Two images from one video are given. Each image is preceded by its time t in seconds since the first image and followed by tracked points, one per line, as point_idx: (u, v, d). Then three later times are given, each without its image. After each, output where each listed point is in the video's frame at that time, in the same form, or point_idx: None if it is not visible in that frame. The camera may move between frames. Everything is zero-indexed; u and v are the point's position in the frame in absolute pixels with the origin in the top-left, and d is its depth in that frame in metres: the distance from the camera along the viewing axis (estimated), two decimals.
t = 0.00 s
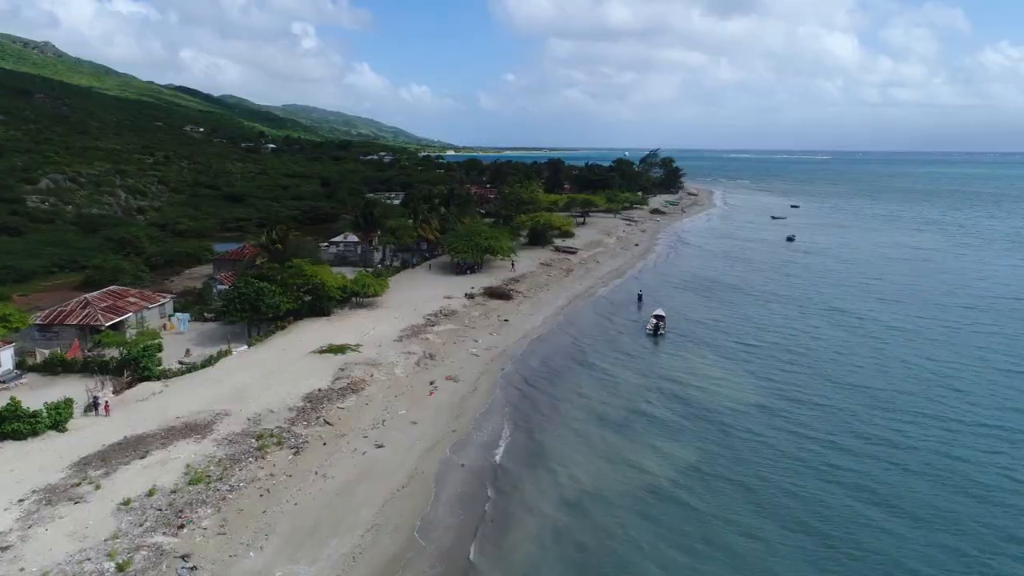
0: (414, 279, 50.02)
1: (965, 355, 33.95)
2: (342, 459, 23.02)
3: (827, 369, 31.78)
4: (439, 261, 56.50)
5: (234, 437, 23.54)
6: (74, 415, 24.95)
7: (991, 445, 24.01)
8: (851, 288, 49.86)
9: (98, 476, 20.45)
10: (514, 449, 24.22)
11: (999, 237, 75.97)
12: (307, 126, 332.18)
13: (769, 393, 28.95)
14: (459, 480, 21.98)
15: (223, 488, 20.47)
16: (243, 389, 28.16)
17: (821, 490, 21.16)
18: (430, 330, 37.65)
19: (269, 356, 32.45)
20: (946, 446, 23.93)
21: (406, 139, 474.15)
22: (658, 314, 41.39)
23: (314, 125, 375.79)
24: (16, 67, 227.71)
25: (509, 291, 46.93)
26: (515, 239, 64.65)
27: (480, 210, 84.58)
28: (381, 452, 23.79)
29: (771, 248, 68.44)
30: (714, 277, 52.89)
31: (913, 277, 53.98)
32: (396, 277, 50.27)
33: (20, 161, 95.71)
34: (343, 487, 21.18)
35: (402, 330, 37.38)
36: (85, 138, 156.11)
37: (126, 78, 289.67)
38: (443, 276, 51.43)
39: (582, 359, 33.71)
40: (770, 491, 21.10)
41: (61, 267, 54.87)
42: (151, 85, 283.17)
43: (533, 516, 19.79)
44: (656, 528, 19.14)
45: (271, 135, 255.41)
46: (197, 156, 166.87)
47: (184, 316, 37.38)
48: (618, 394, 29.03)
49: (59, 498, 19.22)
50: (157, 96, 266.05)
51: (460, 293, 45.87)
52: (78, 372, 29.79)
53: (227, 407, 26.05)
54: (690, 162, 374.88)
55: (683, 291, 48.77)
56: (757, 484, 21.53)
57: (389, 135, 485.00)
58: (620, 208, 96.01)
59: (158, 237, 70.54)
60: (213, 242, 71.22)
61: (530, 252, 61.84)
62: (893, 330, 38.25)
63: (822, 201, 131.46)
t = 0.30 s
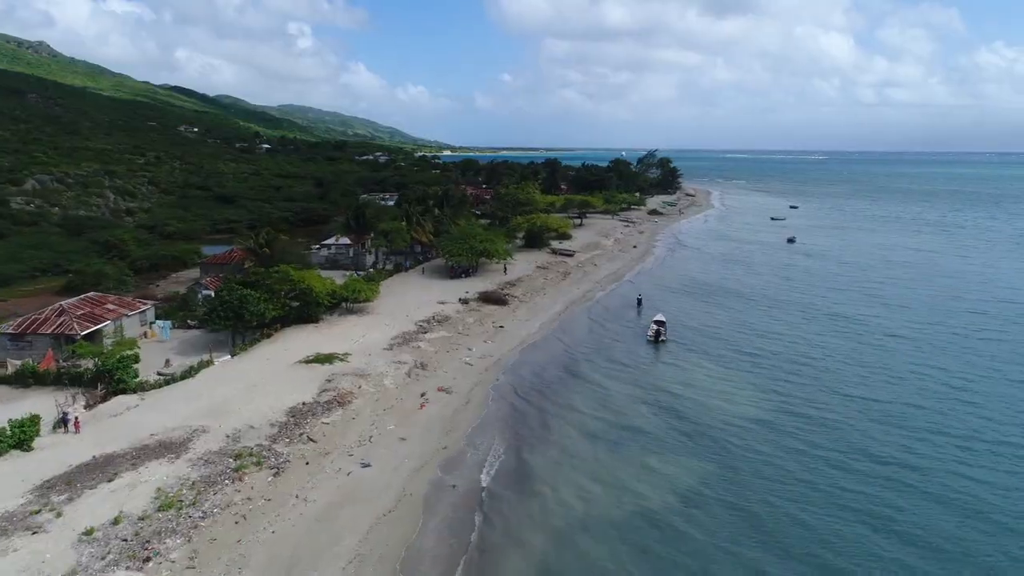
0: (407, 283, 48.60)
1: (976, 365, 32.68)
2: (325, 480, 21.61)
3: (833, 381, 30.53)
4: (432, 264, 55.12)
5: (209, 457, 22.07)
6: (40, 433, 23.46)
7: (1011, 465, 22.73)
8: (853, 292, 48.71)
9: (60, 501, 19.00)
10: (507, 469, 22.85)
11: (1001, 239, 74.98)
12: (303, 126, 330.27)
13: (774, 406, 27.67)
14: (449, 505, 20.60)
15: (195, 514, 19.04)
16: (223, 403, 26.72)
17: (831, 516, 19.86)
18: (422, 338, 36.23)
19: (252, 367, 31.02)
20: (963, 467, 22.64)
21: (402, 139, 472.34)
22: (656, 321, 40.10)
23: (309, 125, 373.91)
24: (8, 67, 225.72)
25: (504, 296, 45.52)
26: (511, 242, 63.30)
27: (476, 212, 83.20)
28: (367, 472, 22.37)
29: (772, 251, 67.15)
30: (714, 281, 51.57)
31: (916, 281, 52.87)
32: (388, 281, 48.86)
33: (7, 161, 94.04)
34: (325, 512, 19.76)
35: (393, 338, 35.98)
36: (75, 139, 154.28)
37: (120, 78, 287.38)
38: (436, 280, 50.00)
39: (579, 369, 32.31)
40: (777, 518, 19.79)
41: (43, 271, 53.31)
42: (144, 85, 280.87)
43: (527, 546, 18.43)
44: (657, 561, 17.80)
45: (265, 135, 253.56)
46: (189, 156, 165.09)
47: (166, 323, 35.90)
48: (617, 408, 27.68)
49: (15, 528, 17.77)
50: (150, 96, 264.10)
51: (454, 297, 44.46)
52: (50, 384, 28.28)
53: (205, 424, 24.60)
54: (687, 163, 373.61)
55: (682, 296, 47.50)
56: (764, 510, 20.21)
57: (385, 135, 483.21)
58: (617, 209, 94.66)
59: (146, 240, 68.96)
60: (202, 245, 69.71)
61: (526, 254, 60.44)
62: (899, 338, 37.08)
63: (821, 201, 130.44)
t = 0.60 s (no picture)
0: (402, 287, 47.15)
1: (993, 375, 31.29)
2: (309, 503, 20.16)
3: (845, 392, 29.22)
4: (428, 267, 53.69)
5: (185, 478, 20.62)
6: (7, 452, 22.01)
7: None
8: (860, 296, 47.41)
9: (20, 530, 17.55)
10: (504, 490, 21.44)
11: (1008, 240, 73.72)
12: (300, 126, 328.52)
13: (784, 421, 26.34)
14: (441, 532, 19.18)
15: (166, 544, 17.58)
16: (204, 418, 25.25)
17: (848, 545, 18.49)
18: (417, 345, 34.78)
19: (238, 378, 29.56)
20: (987, 490, 21.26)
21: (400, 139, 470.74)
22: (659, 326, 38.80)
23: (308, 125, 372.38)
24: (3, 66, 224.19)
25: (502, 301, 44.09)
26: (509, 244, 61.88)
27: (473, 213, 81.74)
28: (355, 494, 20.93)
29: (775, 253, 65.71)
30: (718, 285, 50.14)
31: (923, 284, 51.61)
32: (383, 285, 47.44)
33: None
34: (307, 541, 18.32)
35: (386, 345, 34.55)
36: (69, 138, 152.68)
37: (116, 77, 285.24)
38: (432, 284, 48.55)
39: (580, 380, 30.91)
40: (790, 548, 18.41)
41: (27, 274, 51.80)
42: (140, 84, 278.84)
43: None
44: None
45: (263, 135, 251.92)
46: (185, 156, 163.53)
47: (149, 330, 34.53)
48: (620, 422, 26.31)
49: None
50: (147, 96, 262.48)
51: (450, 302, 43.04)
52: (23, 397, 26.80)
53: (184, 441, 23.13)
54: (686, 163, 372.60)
55: (685, 300, 46.15)
56: (775, 539, 18.83)
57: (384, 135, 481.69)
58: (618, 210, 93.18)
59: (136, 242, 67.46)
60: (193, 247, 68.24)
61: (524, 257, 59.03)
62: (910, 346, 35.82)
63: (823, 202, 129.13)
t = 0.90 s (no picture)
0: (395, 291, 45.69)
1: (1011, 386, 30.01)
2: (289, 530, 18.68)
3: (857, 405, 27.92)
4: (422, 270, 52.27)
5: (156, 504, 19.13)
6: None
7: None
8: (866, 301, 46.15)
9: None
10: (499, 515, 20.00)
11: (1012, 242, 72.60)
12: (296, 126, 326.66)
13: (795, 437, 25.02)
14: (431, 564, 17.72)
15: None
16: (182, 435, 23.76)
17: None
18: (409, 354, 33.32)
19: (220, 390, 28.07)
20: (1014, 515, 19.93)
21: (397, 139, 468.91)
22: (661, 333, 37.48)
23: (304, 125, 370.55)
24: None
25: (499, 306, 42.66)
26: (506, 246, 60.50)
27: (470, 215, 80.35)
28: (339, 519, 19.44)
29: (778, 255, 64.41)
30: (721, 290, 48.80)
31: (930, 288, 50.36)
32: (376, 289, 46.00)
33: None
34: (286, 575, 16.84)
35: (377, 354, 33.06)
36: (61, 138, 150.84)
37: (110, 76, 283.13)
38: (426, 288, 47.14)
39: (579, 391, 29.52)
40: None
41: (8, 278, 50.22)
42: (135, 84, 276.64)
43: None
44: None
45: (258, 134, 249.98)
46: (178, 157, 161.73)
47: (129, 339, 33.20)
48: (623, 439, 24.91)
49: None
50: (141, 95, 260.34)
51: (445, 307, 41.59)
52: None
53: (157, 462, 21.62)
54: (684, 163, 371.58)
55: (686, 305, 44.81)
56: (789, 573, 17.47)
57: (380, 135, 479.75)
58: (616, 211, 91.86)
59: (123, 245, 65.90)
60: (182, 249, 66.70)
61: (521, 259, 57.64)
62: (921, 353, 34.55)
63: (822, 202, 128.03)
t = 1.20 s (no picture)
0: (386, 295, 44.24)
1: None
2: (263, 563, 17.20)
3: (869, 419, 26.63)
4: (414, 273, 50.85)
5: (120, 534, 17.63)
6: None
7: None
8: (871, 305, 44.93)
9: None
10: (492, 545, 18.57)
11: (1015, 244, 71.55)
12: (290, 125, 324.32)
13: (805, 454, 23.73)
14: None
15: None
16: (154, 454, 22.23)
17: None
18: (399, 363, 31.85)
19: (198, 404, 26.54)
20: None
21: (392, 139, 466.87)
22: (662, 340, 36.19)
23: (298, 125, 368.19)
24: None
25: (493, 311, 41.25)
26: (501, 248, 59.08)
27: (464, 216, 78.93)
28: (319, 549, 17.97)
29: (778, 258, 63.18)
30: (722, 294, 47.52)
31: (935, 291, 49.15)
32: (367, 293, 44.60)
33: None
34: None
35: (366, 364, 31.55)
36: (49, 138, 148.58)
37: (102, 75, 280.45)
38: (418, 292, 45.70)
39: (577, 405, 28.11)
40: None
41: None
42: (126, 83, 273.88)
43: None
44: None
45: (251, 134, 247.77)
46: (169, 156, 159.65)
47: (105, 348, 31.66)
48: (624, 457, 23.50)
49: None
50: (133, 93, 257.66)
51: (437, 313, 40.13)
52: None
53: (125, 486, 20.11)
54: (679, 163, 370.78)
55: (686, 310, 43.47)
56: None
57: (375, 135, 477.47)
58: (613, 212, 90.51)
59: (107, 247, 64.16)
60: (169, 252, 65.01)
61: (516, 262, 56.28)
62: (932, 361, 33.29)
63: (820, 203, 127.01)
